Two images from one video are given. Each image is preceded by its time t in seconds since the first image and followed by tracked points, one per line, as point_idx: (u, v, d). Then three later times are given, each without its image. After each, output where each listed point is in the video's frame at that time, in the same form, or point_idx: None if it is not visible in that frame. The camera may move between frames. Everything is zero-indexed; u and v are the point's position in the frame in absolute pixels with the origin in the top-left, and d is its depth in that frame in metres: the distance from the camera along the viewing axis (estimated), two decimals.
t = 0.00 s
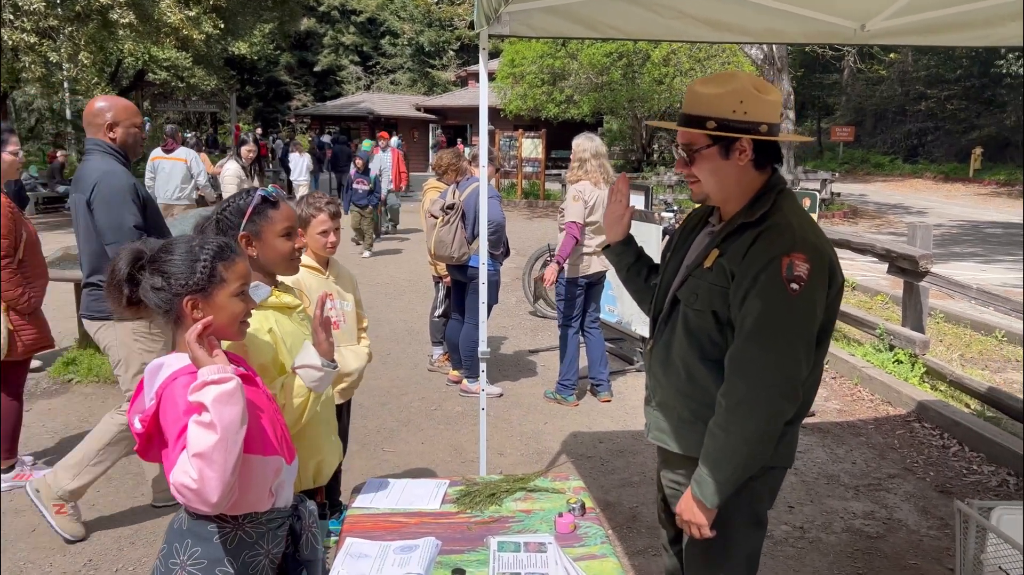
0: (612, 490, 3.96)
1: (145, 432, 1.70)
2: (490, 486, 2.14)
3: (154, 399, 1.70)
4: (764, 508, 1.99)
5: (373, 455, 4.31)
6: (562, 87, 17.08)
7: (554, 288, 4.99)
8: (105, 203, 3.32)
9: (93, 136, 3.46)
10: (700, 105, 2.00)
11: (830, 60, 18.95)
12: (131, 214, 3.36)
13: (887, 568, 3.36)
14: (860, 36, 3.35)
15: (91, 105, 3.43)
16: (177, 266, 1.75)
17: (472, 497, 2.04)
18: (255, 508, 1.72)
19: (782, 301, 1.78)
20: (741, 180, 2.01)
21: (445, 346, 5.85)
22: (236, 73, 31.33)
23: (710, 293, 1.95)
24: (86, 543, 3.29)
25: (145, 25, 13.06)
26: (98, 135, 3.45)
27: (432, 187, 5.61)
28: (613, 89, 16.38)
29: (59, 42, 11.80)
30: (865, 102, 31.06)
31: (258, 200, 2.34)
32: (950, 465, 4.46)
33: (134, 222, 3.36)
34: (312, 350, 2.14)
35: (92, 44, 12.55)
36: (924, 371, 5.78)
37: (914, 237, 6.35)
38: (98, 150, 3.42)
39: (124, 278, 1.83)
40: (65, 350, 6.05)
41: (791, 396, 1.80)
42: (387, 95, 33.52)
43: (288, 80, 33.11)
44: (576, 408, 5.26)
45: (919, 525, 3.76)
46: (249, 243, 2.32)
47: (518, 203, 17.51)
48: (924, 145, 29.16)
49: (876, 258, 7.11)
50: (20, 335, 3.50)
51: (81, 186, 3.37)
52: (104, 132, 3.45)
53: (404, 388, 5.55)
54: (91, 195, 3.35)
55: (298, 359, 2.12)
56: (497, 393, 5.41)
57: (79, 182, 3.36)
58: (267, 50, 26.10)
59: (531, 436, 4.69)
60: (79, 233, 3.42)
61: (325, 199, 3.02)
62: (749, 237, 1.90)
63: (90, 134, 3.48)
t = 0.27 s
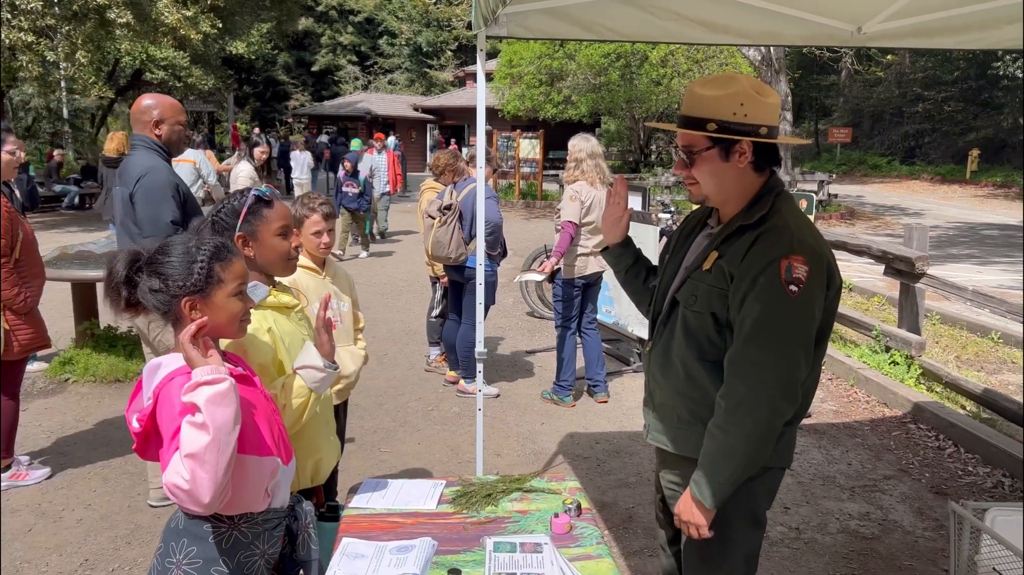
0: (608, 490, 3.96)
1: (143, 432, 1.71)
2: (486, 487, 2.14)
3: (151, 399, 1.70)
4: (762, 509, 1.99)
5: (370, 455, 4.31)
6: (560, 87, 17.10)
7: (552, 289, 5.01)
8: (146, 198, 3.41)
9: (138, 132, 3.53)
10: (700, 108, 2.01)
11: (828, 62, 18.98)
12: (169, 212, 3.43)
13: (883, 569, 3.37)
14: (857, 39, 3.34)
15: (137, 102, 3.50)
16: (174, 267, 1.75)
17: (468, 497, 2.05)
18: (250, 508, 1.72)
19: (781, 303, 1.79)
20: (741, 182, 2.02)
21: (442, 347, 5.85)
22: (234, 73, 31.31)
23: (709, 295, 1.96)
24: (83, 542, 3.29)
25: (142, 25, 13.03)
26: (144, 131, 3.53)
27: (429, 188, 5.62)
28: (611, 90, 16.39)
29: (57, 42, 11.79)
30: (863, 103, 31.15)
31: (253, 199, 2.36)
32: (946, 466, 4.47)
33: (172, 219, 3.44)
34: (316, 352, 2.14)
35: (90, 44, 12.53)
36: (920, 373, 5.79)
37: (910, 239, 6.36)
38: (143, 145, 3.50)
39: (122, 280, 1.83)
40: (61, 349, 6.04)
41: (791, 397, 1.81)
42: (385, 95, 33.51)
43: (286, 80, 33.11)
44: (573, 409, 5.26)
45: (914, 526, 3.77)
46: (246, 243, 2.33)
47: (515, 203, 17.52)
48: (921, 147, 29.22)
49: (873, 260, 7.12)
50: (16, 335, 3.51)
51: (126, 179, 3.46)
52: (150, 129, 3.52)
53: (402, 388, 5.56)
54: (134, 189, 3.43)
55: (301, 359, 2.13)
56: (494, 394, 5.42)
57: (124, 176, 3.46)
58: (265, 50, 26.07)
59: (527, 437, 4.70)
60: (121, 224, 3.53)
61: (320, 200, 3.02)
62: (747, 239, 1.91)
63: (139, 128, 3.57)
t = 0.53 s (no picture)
0: (604, 492, 3.97)
1: (137, 433, 1.71)
2: (479, 489, 2.15)
3: (146, 400, 1.70)
4: (761, 510, 2.00)
5: (367, 456, 4.32)
6: (559, 88, 17.11)
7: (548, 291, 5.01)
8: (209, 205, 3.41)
9: (188, 138, 3.52)
10: (699, 111, 2.02)
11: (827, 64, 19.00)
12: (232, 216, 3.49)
13: (877, 571, 3.39)
14: (854, 42, 3.37)
15: (190, 110, 3.49)
16: (170, 268, 1.75)
17: (462, 499, 2.05)
18: (243, 509, 1.72)
19: (778, 306, 1.80)
20: (740, 184, 2.03)
21: (439, 348, 5.85)
22: (233, 73, 31.30)
23: (708, 298, 1.96)
24: (78, 542, 3.29)
25: (141, 25, 13.00)
26: (192, 138, 3.51)
27: (426, 189, 5.61)
28: (610, 92, 16.39)
29: (56, 41, 11.78)
30: (861, 106, 31.21)
31: (249, 200, 2.35)
32: (941, 469, 4.48)
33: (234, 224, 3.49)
34: (310, 350, 2.13)
35: (89, 43, 12.52)
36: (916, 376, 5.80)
37: (907, 242, 6.37)
38: (193, 152, 3.48)
39: (117, 280, 1.83)
40: (59, 349, 6.04)
41: (789, 399, 1.81)
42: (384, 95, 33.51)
43: (285, 80, 33.13)
44: (569, 410, 5.27)
45: (908, 529, 3.79)
46: (242, 244, 2.33)
47: (514, 204, 17.53)
48: (919, 149, 29.25)
49: (870, 263, 7.13)
50: (11, 334, 3.51)
51: (180, 187, 3.41)
52: (199, 136, 3.52)
53: (398, 389, 5.56)
54: (192, 196, 3.41)
55: (294, 358, 2.12)
56: (490, 395, 5.42)
57: (179, 184, 3.41)
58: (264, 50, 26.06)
59: (523, 438, 4.70)
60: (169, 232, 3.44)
61: (316, 201, 3.02)
62: (745, 242, 1.92)
63: (184, 134, 3.54)
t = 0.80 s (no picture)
0: (599, 493, 3.97)
1: (132, 433, 1.71)
2: (473, 489, 2.15)
3: (141, 400, 1.70)
4: (755, 512, 2.00)
5: (362, 456, 4.32)
6: (559, 90, 17.13)
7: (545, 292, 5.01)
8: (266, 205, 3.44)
9: (236, 143, 3.61)
10: (694, 113, 2.03)
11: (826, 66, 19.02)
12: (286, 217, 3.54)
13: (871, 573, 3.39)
14: (850, 44, 3.37)
15: (241, 114, 3.60)
16: (165, 267, 1.75)
17: (456, 499, 2.06)
18: (238, 509, 1.72)
19: (772, 307, 1.81)
20: (736, 186, 2.04)
21: (437, 348, 5.85)
22: (233, 73, 31.32)
23: (703, 299, 1.97)
24: (74, 541, 3.29)
25: (142, 25, 12.99)
26: (240, 143, 3.60)
27: (424, 189, 5.61)
28: (610, 93, 16.40)
29: (56, 40, 11.78)
30: (861, 108, 31.25)
31: (246, 199, 2.35)
32: (937, 472, 4.49)
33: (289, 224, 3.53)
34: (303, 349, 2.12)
35: (89, 43, 12.52)
36: (913, 378, 5.80)
37: (904, 244, 6.38)
38: (240, 155, 3.56)
39: (111, 279, 1.83)
40: (56, 348, 6.04)
41: (784, 400, 1.82)
42: (384, 96, 33.50)
43: (285, 80, 33.14)
44: (566, 411, 5.27)
45: (903, 531, 3.79)
46: (239, 241, 2.34)
47: (513, 205, 17.53)
48: (919, 152, 29.29)
49: (868, 265, 7.14)
50: (7, 334, 3.51)
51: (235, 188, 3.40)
52: (246, 141, 3.61)
53: (395, 390, 5.56)
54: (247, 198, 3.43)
55: (287, 358, 2.11)
56: (487, 396, 5.42)
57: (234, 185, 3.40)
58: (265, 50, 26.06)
59: (520, 439, 4.71)
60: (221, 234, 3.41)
61: (314, 201, 3.02)
62: (740, 244, 1.92)
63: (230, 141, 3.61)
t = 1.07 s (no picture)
0: (593, 493, 3.97)
1: (119, 430, 1.70)
2: (463, 488, 2.15)
3: (128, 397, 1.70)
4: (742, 511, 2.01)
5: (356, 455, 4.32)
6: (558, 90, 17.13)
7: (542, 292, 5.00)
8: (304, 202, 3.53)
9: (276, 137, 3.69)
10: (684, 113, 2.04)
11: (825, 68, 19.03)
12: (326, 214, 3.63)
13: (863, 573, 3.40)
14: (843, 45, 3.37)
15: (283, 111, 3.68)
16: (152, 264, 1.75)
17: (445, 498, 2.06)
18: (226, 506, 1.72)
19: (759, 307, 1.81)
20: (725, 186, 2.04)
21: (432, 348, 5.85)
22: (232, 72, 31.31)
23: (691, 299, 1.97)
24: (66, 539, 3.29)
25: (140, 24, 12.98)
26: (282, 138, 3.68)
27: (420, 189, 5.61)
28: (609, 94, 16.41)
29: (54, 39, 11.78)
30: (860, 110, 31.26)
31: (236, 200, 2.35)
32: (930, 473, 4.50)
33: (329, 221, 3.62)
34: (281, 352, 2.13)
35: (87, 42, 12.51)
36: (908, 379, 5.81)
37: (900, 246, 6.38)
38: (279, 149, 3.63)
39: (98, 274, 1.83)
40: (52, 346, 6.03)
41: (771, 400, 1.82)
42: (383, 95, 33.49)
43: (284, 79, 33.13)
44: (560, 411, 5.28)
45: (896, 532, 3.80)
46: (223, 242, 2.34)
47: (512, 205, 17.52)
48: (918, 154, 29.34)
49: (864, 267, 7.14)
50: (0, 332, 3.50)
51: (275, 185, 3.50)
52: (289, 136, 3.70)
53: (391, 389, 5.56)
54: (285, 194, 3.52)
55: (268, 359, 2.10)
56: (482, 396, 5.42)
57: (274, 181, 3.51)
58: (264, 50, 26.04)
59: (514, 438, 4.71)
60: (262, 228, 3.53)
61: (307, 200, 3.02)
62: (728, 244, 1.93)
63: (272, 135, 3.69)
